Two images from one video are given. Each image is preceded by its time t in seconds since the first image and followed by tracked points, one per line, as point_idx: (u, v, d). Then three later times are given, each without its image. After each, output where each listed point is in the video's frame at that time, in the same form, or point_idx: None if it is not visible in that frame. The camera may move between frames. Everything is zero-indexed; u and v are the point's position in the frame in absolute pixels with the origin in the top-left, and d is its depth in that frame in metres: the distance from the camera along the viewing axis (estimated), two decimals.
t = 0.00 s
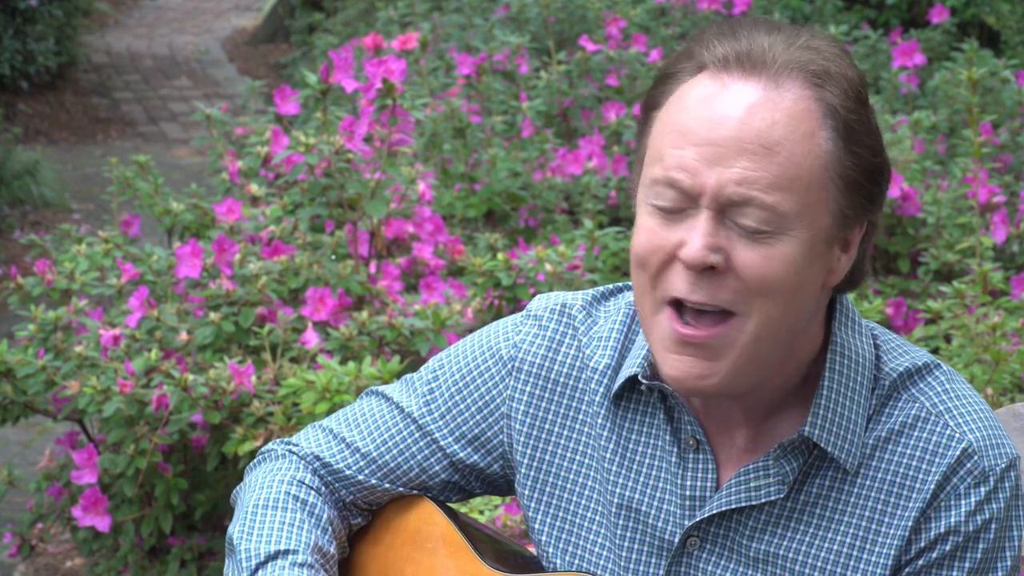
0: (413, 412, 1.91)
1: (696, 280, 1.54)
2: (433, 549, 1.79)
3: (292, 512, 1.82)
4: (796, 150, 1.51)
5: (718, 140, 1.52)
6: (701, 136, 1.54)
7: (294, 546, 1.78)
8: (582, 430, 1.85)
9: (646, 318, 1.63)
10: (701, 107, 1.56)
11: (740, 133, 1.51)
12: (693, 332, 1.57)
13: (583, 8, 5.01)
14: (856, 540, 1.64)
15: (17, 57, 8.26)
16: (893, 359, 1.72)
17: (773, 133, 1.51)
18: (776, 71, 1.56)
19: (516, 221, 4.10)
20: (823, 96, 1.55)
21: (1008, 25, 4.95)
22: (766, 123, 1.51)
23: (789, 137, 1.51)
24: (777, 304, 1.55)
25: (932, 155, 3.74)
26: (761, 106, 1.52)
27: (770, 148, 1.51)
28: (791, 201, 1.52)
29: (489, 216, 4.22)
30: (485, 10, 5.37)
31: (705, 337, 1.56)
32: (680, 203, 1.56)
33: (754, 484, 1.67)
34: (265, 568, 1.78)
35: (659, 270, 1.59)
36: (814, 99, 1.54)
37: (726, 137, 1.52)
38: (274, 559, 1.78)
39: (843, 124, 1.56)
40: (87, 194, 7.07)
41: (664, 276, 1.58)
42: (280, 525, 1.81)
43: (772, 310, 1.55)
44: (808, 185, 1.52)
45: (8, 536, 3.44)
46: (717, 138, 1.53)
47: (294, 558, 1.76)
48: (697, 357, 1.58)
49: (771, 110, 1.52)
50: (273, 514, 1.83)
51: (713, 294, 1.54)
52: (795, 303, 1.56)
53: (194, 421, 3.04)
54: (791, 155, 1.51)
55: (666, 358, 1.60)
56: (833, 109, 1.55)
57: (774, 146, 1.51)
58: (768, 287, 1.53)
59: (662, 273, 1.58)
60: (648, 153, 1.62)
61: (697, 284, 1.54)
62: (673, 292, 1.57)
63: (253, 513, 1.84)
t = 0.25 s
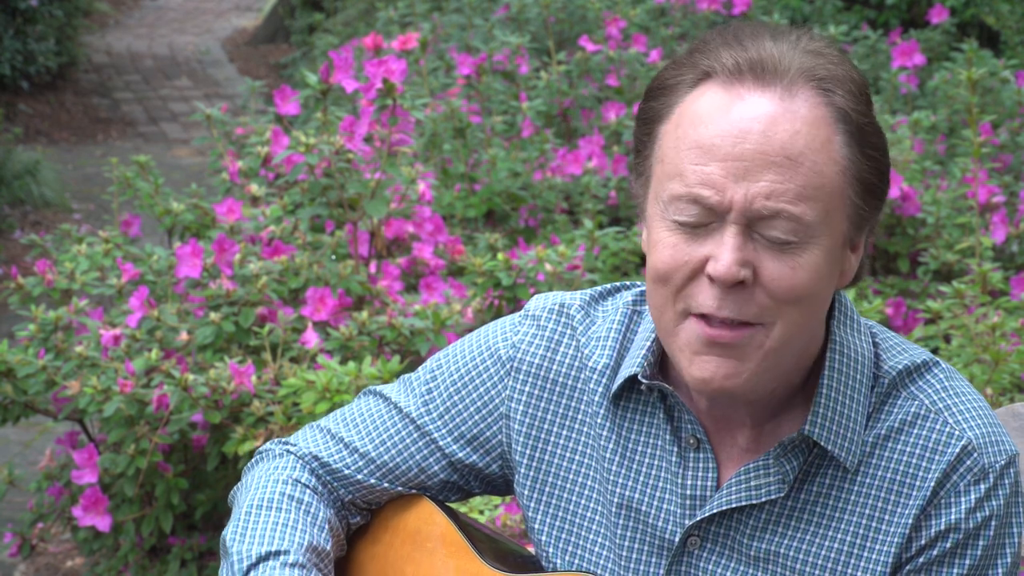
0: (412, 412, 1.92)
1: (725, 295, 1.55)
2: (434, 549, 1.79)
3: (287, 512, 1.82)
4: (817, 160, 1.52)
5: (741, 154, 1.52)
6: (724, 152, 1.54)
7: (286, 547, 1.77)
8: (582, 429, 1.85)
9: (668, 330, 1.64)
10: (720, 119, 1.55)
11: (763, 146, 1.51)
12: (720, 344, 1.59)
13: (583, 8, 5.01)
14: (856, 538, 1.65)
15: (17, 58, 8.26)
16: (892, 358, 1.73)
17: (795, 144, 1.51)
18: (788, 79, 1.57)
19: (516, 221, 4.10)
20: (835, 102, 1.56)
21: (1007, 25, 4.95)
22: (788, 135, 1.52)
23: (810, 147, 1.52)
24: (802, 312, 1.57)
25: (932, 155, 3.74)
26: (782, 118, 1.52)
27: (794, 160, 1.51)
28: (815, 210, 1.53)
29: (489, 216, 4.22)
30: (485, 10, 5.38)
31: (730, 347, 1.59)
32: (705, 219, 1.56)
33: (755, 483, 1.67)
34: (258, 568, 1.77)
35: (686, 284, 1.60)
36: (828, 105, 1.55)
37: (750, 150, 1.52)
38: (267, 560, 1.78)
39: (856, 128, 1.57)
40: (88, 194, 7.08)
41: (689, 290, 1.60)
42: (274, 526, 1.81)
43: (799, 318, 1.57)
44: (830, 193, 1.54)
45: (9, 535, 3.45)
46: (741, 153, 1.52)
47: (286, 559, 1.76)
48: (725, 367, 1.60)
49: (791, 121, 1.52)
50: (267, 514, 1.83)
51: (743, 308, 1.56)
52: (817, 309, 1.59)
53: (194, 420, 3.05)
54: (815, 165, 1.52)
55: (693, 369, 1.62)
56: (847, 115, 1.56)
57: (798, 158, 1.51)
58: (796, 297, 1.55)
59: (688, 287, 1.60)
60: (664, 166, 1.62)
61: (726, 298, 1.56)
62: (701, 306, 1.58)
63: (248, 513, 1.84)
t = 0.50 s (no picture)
0: (413, 412, 1.94)
1: (718, 288, 1.57)
2: (434, 547, 1.83)
3: (286, 515, 1.85)
4: (812, 156, 1.55)
5: (737, 149, 1.55)
6: (719, 145, 1.56)
7: (283, 550, 1.80)
8: (583, 429, 1.88)
9: (661, 323, 1.65)
10: (717, 113, 1.58)
11: (759, 141, 1.54)
12: (712, 336, 1.60)
13: (583, 10, 5.04)
14: (855, 537, 1.67)
15: (20, 59, 8.29)
16: (890, 358, 1.76)
17: (790, 140, 1.54)
18: (786, 77, 1.59)
19: (516, 221, 4.12)
20: (832, 99, 1.59)
21: (1004, 27, 4.97)
22: (784, 130, 1.54)
23: (806, 144, 1.55)
24: (796, 308, 1.59)
25: (929, 156, 3.75)
26: (778, 114, 1.55)
27: (789, 155, 1.54)
28: (810, 206, 1.55)
29: (489, 216, 4.24)
30: (485, 12, 5.40)
31: (721, 341, 1.60)
32: (700, 213, 1.59)
33: (755, 483, 1.70)
34: (253, 572, 1.80)
35: (679, 279, 1.62)
36: (825, 104, 1.57)
37: (745, 144, 1.54)
38: (264, 563, 1.80)
39: (853, 126, 1.59)
40: (91, 194, 7.11)
41: (682, 283, 1.62)
42: (273, 528, 1.83)
43: (791, 314, 1.58)
44: (825, 190, 1.56)
45: (13, 533, 3.48)
46: (736, 146, 1.55)
47: (283, 562, 1.78)
48: (717, 359, 1.60)
49: (787, 117, 1.55)
50: (266, 517, 1.86)
51: (734, 301, 1.57)
52: (812, 305, 1.60)
53: (196, 420, 3.07)
54: (810, 161, 1.54)
55: (684, 362, 1.63)
56: (843, 113, 1.58)
57: (792, 153, 1.54)
58: (789, 293, 1.57)
59: (681, 280, 1.62)
60: (661, 160, 1.64)
61: (719, 292, 1.57)
62: (694, 299, 1.60)
63: (246, 516, 1.87)
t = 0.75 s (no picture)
0: (415, 412, 1.97)
1: (716, 279, 1.59)
2: (435, 545, 1.85)
3: (292, 514, 1.87)
4: (808, 148, 1.57)
5: (734, 140, 1.57)
6: (717, 137, 1.59)
7: (292, 549, 1.83)
8: (583, 427, 1.90)
9: (659, 315, 1.67)
10: (714, 106, 1.60)
11: (755, 132, 1.57)
12: (712, 327, 1.61)
13: (582, 12, 5.07)
14: (852, 534, 1.69)
15: (25, 61, 8.32)
16: (886, 356, 1.78)
17: (786, 132, 1.57)
18: (782, 70, 1.62)
19: (516, 222, 4.14)
20: (828, 92, 1.61)
21: (1000, 29, 4.99)
22: (780, 123, 1.57)
23: (802, 136, 1.57)
24: (793, 299, 1.60)
25: (925, 157, 3.78)
26: (774, 106, 1.58)
27: (785, 147, 1.56)
28: (807, 198, 1.58)
29: (489, 217, 4.27)
30: (485, 15, 5.43)
31: (720, 331, 1.61)
32: (697, 204, 1.61)
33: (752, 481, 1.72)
34: (265, 571, 1.83)
35: (677, 271, 1.64)
36: (821, 97, 1.60)
37: (742, 137, 1.57)
38: (273, 561, 1.83)
39: (848, 120, 1.61)
40: (95, 194, 7.14)
41: (681, 275, 1.63)
42: (280, 527, 1.86)
43: (789, 305, 1.60)
44: (822, 182, 1.58)
45: (18, 531, 3.54)
46: (733, 138, 1.58)
47: (292, 561, 1.81)
48: (716, 350, 1.62)
49: (783, 109, 1.58)
50: (273, 516, 1.88)
51: (731, 292, 1.59)
52: (809, 297, 1.62)
53: (199, 418, 3.10)
54: (805, 153, 1.57)
55: (683, 351, 1.63)
56: (838, 106, 1.61)
57: (789, 146, 1.56)
58: (786, 284, 1.59)
59: (680, 273, 1.63)
60: (659, 154, 1.67)
61: (716, 283, 1.59)
62: (692, 291, 1.61)
63: (253, 515, 1.90)
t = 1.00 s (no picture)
0: (415, 409, 2.01)
1: (724, 313, 1.58)
2: (438, 539, 1.90)
3: (293, 506, 1.92)
4: (805, 174, 1.53)
5: (731, 175, 1.52)
6: (714, 174, 1.53)
7: (291, 539, 1.87)
8: (581, 426, 1.94)
9: (667, 343, 1.67)
10: (707, 141, 1.54)
11: (753, 167, 1.51)
12: (720, 356, 1.63)
13: (581, 15, 5.12)
14: (847, 529, 1.74)
15: (31, 65, 8.31)
16: (880, 353, 1.81)
17: (784, 162, 1.52)
18: (771, 94, 1.57)
19: (516, 222, 4.18)
20: (816, 109, 1.57)
21: (993, 32, 5.04)
22: (776, 153, 1.52)
23: (799, 162, 1.53)
24: (799, 318, 1.61)
25: (920, 158, 3.82)
26: (768, 136, 1.52)
27: (784, 177, 1.52)
28: (807, 224, 1.54)
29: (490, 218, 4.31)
30: (486, 18, 5.48)
31: (729, 359, 1.63)
32: (697, 240, 1.57)
33: (748, 478, 1.77)
34: (265, 560, 1.87)
35: (682, 302, 1.62)
36: (811, 117, 1.56)
37: (740, 174, 1.52)
38: (272, 551, 1.88)
39: (840, 135, 1.57)
40: (100, 196, 7.19)
41: (686, 307, 1.63)
42: (280, 519, 1.91)
43: (795, 326, 1.61)
44: (820, 205, 1.55)
45: (24, 527, 3.56)
46: (731, 173, 1.52)
47: (291, 550, 1.86)
48: (726, 378, 1.64)
49: (778, 138, 1.53)
50: (273, 508, 1.93)
51: (740, 323, 1.59)
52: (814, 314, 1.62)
53: (203, 416, 3.15)
54: (804, 179, 1.53)
55: (692, 379, 1.66)
56: (829, 122, 1.57)
57: (787, 176, 1.52)
58: (790, 307, 1.58)
59: (685, 304, 1.63)
60: (650, 186, 1.61)
61: (724, 316, 1.59)
62: (700, 323, 1.61)
63: (254, 508, 1.94)
